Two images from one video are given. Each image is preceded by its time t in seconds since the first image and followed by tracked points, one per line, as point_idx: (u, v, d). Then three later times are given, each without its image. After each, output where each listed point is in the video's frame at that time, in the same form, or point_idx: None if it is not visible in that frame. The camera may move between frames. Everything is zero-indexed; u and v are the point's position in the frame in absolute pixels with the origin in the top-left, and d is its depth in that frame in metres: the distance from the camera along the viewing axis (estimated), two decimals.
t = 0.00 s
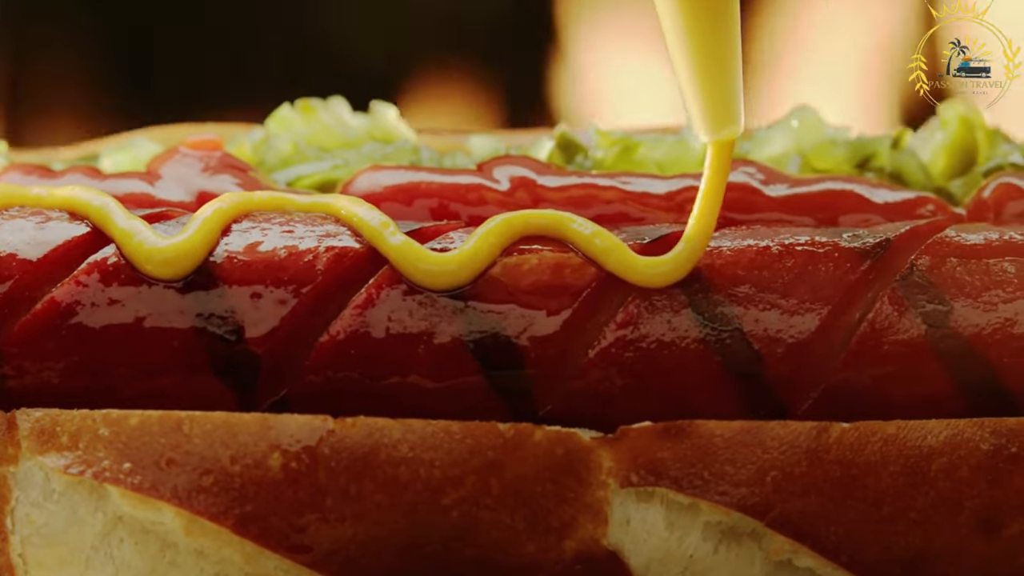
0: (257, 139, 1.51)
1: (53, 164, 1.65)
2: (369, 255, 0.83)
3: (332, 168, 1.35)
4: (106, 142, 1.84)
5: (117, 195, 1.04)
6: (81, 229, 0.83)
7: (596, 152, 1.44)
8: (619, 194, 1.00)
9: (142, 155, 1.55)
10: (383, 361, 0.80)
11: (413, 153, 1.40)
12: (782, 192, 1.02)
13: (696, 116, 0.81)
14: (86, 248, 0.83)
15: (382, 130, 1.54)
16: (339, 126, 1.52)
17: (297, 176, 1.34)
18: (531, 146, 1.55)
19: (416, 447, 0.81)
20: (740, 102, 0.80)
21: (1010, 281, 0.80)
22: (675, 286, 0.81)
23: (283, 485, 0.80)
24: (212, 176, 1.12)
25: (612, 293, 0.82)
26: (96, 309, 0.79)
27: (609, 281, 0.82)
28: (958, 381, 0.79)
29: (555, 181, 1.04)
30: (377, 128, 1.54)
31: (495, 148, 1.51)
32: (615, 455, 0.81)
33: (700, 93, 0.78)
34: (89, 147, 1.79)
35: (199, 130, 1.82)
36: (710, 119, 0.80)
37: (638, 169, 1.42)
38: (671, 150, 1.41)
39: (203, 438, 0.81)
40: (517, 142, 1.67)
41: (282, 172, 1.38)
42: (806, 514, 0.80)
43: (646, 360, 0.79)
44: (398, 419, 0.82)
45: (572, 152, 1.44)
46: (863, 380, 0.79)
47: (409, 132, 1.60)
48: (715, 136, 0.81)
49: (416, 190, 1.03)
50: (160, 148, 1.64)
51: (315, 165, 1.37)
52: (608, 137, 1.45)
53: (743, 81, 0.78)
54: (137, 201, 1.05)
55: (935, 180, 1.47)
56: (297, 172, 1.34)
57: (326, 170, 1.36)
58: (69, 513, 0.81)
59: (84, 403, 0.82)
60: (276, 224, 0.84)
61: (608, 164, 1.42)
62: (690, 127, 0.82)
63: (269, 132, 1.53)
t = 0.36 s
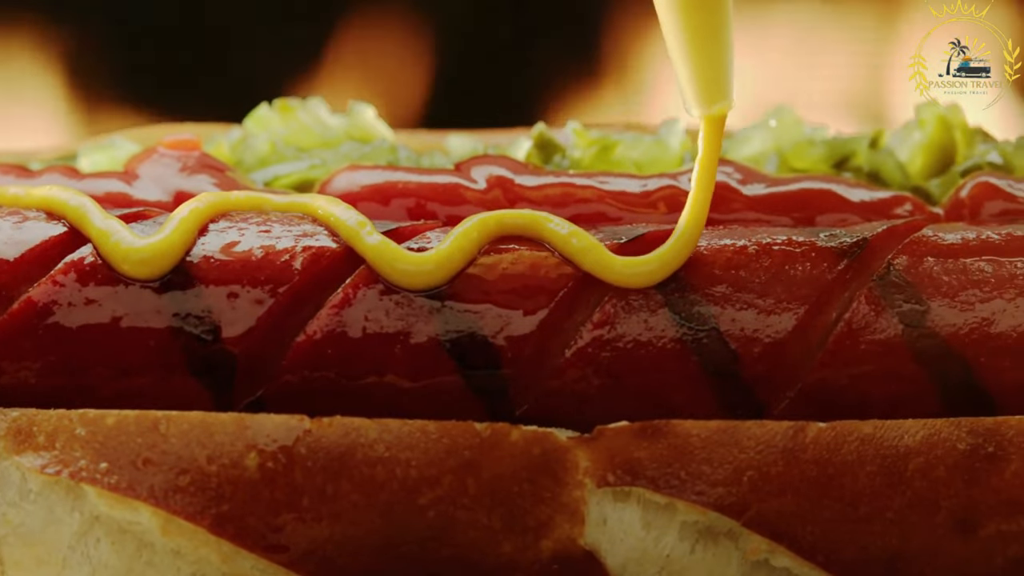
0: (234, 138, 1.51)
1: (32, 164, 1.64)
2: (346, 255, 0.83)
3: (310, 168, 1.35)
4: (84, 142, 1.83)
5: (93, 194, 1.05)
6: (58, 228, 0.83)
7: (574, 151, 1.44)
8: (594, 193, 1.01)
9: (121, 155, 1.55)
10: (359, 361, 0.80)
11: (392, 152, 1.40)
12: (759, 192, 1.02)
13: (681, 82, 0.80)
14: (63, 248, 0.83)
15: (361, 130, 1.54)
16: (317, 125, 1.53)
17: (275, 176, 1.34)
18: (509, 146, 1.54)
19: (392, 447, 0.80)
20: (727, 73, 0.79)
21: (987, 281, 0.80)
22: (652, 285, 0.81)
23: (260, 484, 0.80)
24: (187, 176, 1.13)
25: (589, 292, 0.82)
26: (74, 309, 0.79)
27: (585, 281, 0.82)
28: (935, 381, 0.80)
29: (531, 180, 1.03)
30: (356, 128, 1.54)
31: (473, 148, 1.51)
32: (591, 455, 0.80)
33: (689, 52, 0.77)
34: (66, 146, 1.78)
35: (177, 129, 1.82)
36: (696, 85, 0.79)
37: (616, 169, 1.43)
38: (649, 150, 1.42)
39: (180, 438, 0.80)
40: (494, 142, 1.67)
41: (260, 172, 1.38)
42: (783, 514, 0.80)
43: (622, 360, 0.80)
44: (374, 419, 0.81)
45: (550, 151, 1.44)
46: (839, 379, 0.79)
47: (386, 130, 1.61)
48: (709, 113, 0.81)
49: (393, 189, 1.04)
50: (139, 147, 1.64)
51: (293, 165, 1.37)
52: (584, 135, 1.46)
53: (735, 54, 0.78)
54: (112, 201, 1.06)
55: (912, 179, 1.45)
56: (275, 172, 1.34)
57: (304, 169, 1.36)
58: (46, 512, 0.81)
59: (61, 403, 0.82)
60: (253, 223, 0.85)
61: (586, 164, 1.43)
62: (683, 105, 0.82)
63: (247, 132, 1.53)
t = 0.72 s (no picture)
0: (208, 138, 1.52)
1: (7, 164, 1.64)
2: (318, 254, 0.83)
3: (283, 168, 1.35)
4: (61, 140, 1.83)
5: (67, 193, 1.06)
6: (30, 228, 0.83)
7: (547, 151, 1.45)
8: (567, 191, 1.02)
9: (95, 155, 1.56)
10: (331, 360, 0.80)
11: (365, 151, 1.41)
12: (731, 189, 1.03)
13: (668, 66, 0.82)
14: (36, 248, 0.83)
15: (334, 129, 1.57)
16: (291, 125, 1.55)
17: (248, 175, 1.34)
18: (484, 145, 1.53)
19: (364, 446, 0.80)
20: (712, 57, 0.81)
21: (959, 280, 0.80)
22: (624, 285, 0.81)
23: (232, 483, 0.80)
24: (160, 175, 1.13)
25: (561, 292, 0.82)
26: (45, 308, 0.79)
27: (558, 280, 0.82)
28: (906, 380, 0.80)
29: (504, 179, 1.04)
30: (328, 127, 1.57)
31: (445, 147, 1.51)
32: (563, 454, 0.81)
33: (675, 29, 0.78)
34: (41, 147, 1.77)
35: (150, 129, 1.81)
36: (686, 69, 0.80)
37: (589, 168, 1.43)
38: (623, 150, 1.42)
39: (152, 437, 0.80)
40: (466, 142, 1.66)
41: (234, 172, 1.38)
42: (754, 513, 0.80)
43: (594, 359, 0.80)
44: (346, 418, 0.81)
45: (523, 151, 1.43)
46: (810, 378, 0.79)
47: (359, 129, 1.64)
48: (697, 99, 0.83)
49: (365, 188, 1.04)
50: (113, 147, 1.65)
51: (266, 164, 1.38)
52: (558, 135, 1.46)
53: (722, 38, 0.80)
54: (84, 200, 1.07)
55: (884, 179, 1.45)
56: (248, 172, 1.34)
57: (277, 168, 1.36)
58: (18, 512, 0.81)
59: (33, 402, 0.82)
60: (226, 223, 0.85)
61: (559, 163, 1.43)
62: (673, 90, 0.84)
63: (220, 131, 1.54)
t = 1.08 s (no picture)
0: (184, 138, 1.52)
1: None
2: (293, 254, 0.83)
3: (259, 167, 1.36)
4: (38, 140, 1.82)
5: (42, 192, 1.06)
6: (6, 228, 0.83)
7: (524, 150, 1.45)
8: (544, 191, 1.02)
9: (71, 154, 1.56)
10: (306, 359, 0.80)
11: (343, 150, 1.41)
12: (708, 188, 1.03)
13: (666, 65, 0.83)
14: (11, 248, 0.83)
15: (311, 128, 1.58)
16: (268, 124, 1.55)
17: (224, 174, 1.35)
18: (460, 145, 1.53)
19: (339, 445, 0.80)
20: (709, 56, 0.82)
21: (935, 279, 0.80)
22: (600, 284, 0.81)
23: (207, 483, 0.80)
24: (137, 175, 1.14)
25: (537, 291, 0.82)
26: (21, 307, 0.79)
27: (533, 279, 0.82)
28: (882, 379, 0.80)
29: (480, 179, 1.05)
30: (305, 127, 1.58)
31: (421, 147, 1.51)
32: (538, 454, 0.80)
33: (672, 32, 0.79)
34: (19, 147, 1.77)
35: (126, 129, 1.81)
36: (683, 70, 0.82)
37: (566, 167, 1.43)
38: (598, 149, 1.43)
39: (127, 436, 0.80)
40: (443, 140, 1.66)
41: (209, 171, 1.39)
42: (730, 513, 0.80)
43: (569, 359, 0.80)
44: (322, 417, 0.82)
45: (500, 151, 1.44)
46: (785, 378, 0.80)
47: (337, 130, 1.64)
48: (693, 98, 0.85)
49: (342, 188, 1.05)
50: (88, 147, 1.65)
51: (243, 164, 1.38)
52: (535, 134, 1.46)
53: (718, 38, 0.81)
54: (60, 200, 1.07)
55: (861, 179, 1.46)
56: (225, 171, 1.34)
57: (254, 167, 1.37)
58: None
59: (8, 401, 0.82)
60: (202, 222, 0.85)
61: (535, 163, 1.43)
62: (669, 88, 0.86)
63: (196, 131, 1.54)
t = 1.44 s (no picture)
0: (158, 138, 1.52)
1: None
2: (265, 255, 0.83)
3: (232, 167, 1.36)
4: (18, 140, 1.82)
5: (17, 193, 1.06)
6: None
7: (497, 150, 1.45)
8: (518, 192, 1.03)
9: (44, 155, 1.56)
10: (277, 360, 0.80)
11: (316, 151, 1.42)
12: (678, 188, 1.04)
13: (665, 68, 0.88)
14: None
15: (284, 130, 1.58)
16: (241, 125, 1.56)
17: (197, 175, 1.35)
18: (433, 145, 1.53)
19: (311, 446, 0.80)
20: (707, 59, 0.86)
21: (907, 280, 0.80)
22: (572, 285, 0.81)
23: (179, 483, 0.80)
24: (111, 176, 1.14)
25: (509, 292, 0.82)
26: None
27: (506, 279, 0.82)
28: (854, 379, 0.80)
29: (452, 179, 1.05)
30: (278, 127, 1.58)
31: (395, 147, 1.52)
32: (510, 454, 0.80)
33: (671, 33, 0.84)
34: None
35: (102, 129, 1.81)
36: (683, 70, 0.86)
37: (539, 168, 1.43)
38: (571, 150, 1.43)
39: (99, 437, 0.80)
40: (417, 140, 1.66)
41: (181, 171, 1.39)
42: (702, 514, 0.80)
43: (541, 359, 0.80)
44: (294, 418, 0.81)
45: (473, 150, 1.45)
46: (757, 378, 0.80)
47: (312, 131, 1.64)
48: (693, 98, 0.89)
49: (315, 188, 1.05)
50: (62, 148, 1.65)
51: (216, 164, 1.38)
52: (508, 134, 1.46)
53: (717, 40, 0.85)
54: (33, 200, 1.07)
55: (835, 179, 1.46)
56: (198, 171, 1.34)
57: (226, 168, 1.37)
58: None
59: None
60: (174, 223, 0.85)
61: (508, 163, 1.44)
62: (669, 89, 0.89)
63: (170, 131, 1.54)
